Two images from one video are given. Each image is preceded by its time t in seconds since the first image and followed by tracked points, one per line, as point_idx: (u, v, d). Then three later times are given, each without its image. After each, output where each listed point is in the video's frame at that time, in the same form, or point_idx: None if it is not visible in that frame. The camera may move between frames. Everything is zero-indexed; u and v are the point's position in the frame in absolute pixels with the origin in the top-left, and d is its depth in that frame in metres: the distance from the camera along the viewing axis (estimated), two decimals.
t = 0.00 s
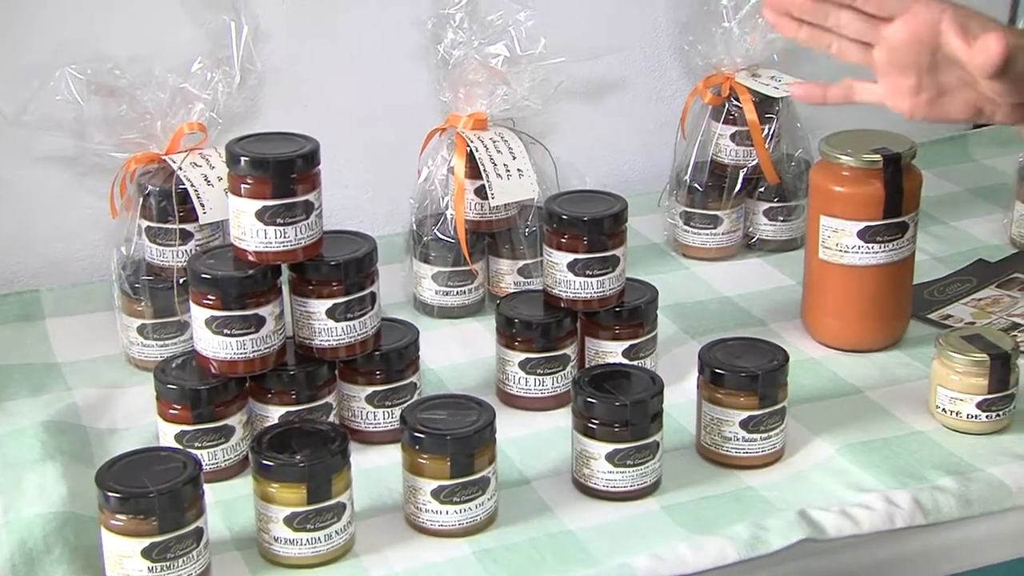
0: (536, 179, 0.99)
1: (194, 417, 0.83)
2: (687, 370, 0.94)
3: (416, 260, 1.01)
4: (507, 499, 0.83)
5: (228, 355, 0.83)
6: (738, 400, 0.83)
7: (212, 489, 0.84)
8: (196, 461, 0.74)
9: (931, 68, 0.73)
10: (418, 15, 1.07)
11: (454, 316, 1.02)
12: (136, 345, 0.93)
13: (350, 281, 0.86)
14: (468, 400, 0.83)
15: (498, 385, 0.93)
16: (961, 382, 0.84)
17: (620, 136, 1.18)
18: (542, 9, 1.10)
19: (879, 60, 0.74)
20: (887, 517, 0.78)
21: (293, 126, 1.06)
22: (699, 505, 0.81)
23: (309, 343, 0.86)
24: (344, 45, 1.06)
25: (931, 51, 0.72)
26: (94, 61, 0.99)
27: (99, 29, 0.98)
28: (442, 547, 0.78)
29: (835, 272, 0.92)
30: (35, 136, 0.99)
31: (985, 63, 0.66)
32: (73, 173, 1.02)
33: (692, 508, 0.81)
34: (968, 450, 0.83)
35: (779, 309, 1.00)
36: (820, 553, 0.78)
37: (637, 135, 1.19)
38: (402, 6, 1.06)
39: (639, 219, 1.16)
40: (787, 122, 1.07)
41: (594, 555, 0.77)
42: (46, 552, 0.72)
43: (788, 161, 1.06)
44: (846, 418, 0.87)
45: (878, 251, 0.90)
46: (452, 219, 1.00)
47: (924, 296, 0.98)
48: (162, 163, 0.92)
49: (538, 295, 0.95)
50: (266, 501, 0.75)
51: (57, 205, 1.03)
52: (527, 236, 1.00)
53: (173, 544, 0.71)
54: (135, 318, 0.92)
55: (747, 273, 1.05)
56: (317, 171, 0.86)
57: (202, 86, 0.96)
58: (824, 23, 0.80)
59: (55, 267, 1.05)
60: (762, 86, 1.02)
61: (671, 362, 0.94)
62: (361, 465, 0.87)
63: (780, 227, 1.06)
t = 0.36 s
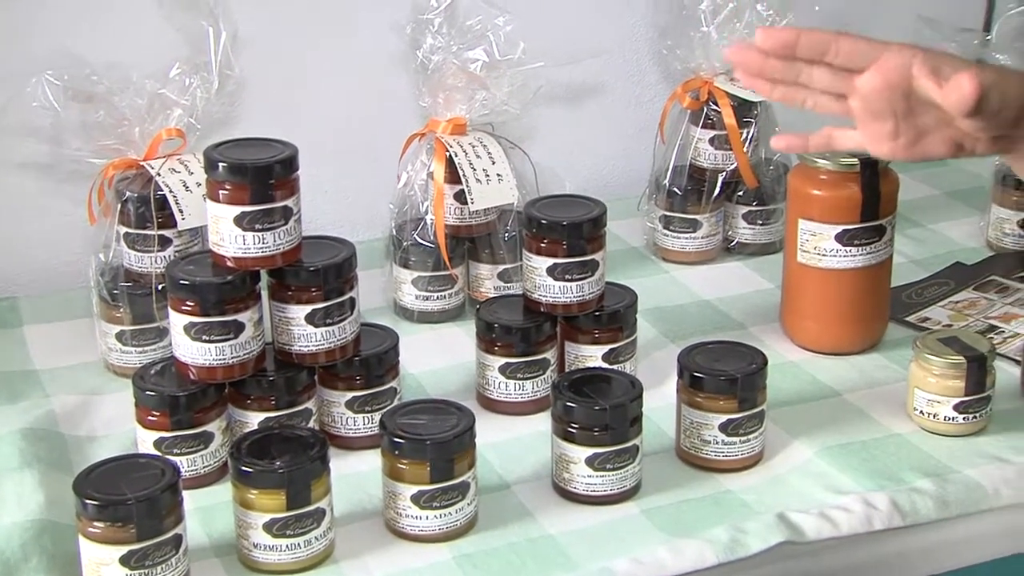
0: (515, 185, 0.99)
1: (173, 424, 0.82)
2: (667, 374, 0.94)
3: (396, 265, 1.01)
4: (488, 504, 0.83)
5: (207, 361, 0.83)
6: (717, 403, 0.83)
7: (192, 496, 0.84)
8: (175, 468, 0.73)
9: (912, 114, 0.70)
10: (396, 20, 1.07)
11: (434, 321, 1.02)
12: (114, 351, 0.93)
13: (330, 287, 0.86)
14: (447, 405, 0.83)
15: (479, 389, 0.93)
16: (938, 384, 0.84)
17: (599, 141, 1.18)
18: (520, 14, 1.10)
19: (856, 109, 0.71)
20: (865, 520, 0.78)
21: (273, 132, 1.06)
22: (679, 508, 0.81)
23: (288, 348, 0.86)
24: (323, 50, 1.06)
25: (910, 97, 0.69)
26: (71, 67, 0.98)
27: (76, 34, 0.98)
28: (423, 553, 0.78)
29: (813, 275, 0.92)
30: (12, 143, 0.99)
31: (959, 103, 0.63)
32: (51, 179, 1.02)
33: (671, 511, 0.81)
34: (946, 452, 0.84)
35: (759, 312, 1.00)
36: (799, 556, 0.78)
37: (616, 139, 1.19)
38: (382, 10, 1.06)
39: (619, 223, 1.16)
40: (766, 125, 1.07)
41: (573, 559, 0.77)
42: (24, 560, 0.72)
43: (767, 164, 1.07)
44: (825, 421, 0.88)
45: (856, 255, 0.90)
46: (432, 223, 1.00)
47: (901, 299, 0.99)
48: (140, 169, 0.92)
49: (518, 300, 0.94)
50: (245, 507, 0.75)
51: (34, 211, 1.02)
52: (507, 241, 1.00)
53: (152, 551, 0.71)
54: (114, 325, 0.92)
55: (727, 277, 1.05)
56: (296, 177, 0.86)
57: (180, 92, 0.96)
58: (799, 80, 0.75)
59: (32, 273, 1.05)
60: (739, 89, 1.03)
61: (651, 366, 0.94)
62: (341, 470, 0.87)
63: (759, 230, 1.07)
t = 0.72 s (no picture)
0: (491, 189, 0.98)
1: (148, 430, 0.82)
2: (643, 376, 0.94)
3: (372, 270, 1.01)
4: (464, 508, 0.83)
5: (181, 367, 0.83)
6: (693, 406, 0.83)
7: (167, 502, 0.83)
8: (149, 475, 0.73)
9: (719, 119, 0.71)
10: (371, 25, 1.07)
11: (411, 325, 1.02)
12: (88, 357, 0.92)
13: (305, 292, 0.85)
14: (423, 409, 0.83)
15: (455, 393, 0.93)
16: (912, 386, 0.85)
17: (575, 145, 1.19)
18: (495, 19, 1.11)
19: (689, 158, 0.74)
20: (840, 521, 0.78)
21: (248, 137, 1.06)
22: (655, 511, 0.81)
23: (263, 354, 0.86)
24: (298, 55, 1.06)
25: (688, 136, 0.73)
26: (44, 72, 0.98)
27: (48, 40, 0.98)
28: (398, 558, 0.78)
29: (789, 277, 0.92)
30: None
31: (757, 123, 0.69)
32: (24, 185, 1.01)
33: (647, 514, 0.81)
34: (920, 452, 0.84)
35: (734, 315, 1.00)
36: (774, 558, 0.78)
37: (593, 143, 1.19)
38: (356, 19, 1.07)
39: (596, 226, 1.16)
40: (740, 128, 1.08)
41: (549, 562, 0.77)
42: None
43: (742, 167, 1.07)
44: (800, 422, 0.88)
45: (831, 257, 0.90)
46: (408, 227, 1.00)
47: (876, 301, 0.99)
48: (114, 174, 0.91)
49: (493, 305, 0.94)
50: (220, 513, 0.75)
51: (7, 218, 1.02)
52: (484, 245, 1.00)
53: (126, 559, 0.70)
54: (88, 331, 0.92)
55: (704, 279, 1.05)
56: (270, 182, 0.85)
57: (153, 97, 0.96)
58: (622, 113, 0.73)
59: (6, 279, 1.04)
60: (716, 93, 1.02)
61: (627, 369, 0.94)
62: (317, 475, 0.87)
63: (734, 233, 1.07)
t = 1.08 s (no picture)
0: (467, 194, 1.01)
1: (129, 434, 0.83)
2: (618, 378, 0.96)
3: (351, 274, 1.03)
4: (441, 509, 0.85)
5: (162, 371, 0.83)
6: (666, 406, 0.85)
7: (148, 504, 0.85)
8: (130, 478, 0.74)
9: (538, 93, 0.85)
10: (348, 34, 1.09)
11: (390, 328, 1.03)
12: (71, 362, 0.93)
13: (284, 296, 0.87)
14: (400, 411, 0.84)
15: (433, 396, 0.94)
16: (881, 385, 0.86)
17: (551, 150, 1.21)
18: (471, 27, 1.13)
19: (518, 151, 0.88)
20: (810, 519, 0.80)
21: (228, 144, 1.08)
22: (629, 510, 0.83)
23: (243, 357, 0.87)
24: (277, 63, 1.07)
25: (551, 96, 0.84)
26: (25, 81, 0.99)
27: (28, 50, 0.99)
28: (377, 558, 0.79)
29: (760, 279, 0.94)
30: None
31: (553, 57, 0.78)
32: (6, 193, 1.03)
33: (622, 513, 0.83)
34: (889, 451, 0.86)
35: (708, 317, 1.02)
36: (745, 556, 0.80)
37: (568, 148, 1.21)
38: (334, 28, 1.08)
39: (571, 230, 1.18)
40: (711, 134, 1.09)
41: (526, 562, 0.78)
42: None
43: (714, 172, 1.09)
44: (772, 421, 0.90)
45: (800, 259, 0.92)
46: (386, 232, 1.01)
47: (845, 302, 1.01)
48: (95, 182, 0.92)
49: (469, 309, 0.95)
50: (201, 516, 0.76)
51: None
52: (461, 249, 1.02)
53: (107, 562, 0.71)
54: (70, 336, 0.93)
55: (678, 282, 1.07)
56: (249, 189, 0.87)
57: (134, 105, 0.98)
58: (449, 124, 0.90)
59: None
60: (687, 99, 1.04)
61: (601, 370, 0.96)
62: (297, 477, 0.88)
63: (708, 236, 1.09)
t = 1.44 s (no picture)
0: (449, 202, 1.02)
1: (118, 437, 0.85)
2: (596, 379, 0.98)
3: (336, 279, 1.05)
4: (424, 508, 0.87)
5: (149, 376, 0.85)
6: (643, 407, 0.87)
7: (136, 506, 0.86)
8: (117, 480, 0.76)
9: (596, 89, 0.88)
10: (332, 45, 1.11)
11: (373, 332, 1.06)
12: (60, 367, 0.95)
13: (268, 302, 0.88)
14: (383, 414, 0.86)
15: (416, 398, 0.97)
16: (851, 385, 0.89)
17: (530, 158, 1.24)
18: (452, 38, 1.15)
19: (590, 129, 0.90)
20: (783, 516, 0.82)
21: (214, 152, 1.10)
22: (607, 508, 0.85)
23: (229, 361, 0.89)
24: (262, 73, 1.09)
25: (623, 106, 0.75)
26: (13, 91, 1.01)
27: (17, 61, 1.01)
28: (361, 557, 0.81)
29: (735, 283, 0.96)
30: None
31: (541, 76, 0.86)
32: None
33: (600, 511, 0.85)
34: (859, 449, 0.88)
35: (684, 320, 1.04)
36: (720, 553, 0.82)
37: (547, 154, 1.24)
38: (317, 39, 1.11)
39: (550, 235, 1.21)
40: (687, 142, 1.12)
41: (505, 559, 0.80)
42: None
43: (690, 178, 1.11)
44: (746, 421, 0.92)
45: (773, 263, 0.94)
46: (370, 239, 1.04)
47: (818, 304, 1.03)
48: (84, 190, 0.94)
49: (452, 312, 0.98)
50: (188, 517, 0.78)
51: None
52: (442, 255, 1.04)
53: (95, 562, 0.73)
54: (60, 342, 0.94)
55: (656, 285, 1.09)
56: (234, 197, 0.88)
57: (122, 114, 0.99)
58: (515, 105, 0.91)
59: None
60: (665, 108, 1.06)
61: (580, 372, 0.98)
62: (282, 478, 0.90)
63: (683, 241, 1.11)
